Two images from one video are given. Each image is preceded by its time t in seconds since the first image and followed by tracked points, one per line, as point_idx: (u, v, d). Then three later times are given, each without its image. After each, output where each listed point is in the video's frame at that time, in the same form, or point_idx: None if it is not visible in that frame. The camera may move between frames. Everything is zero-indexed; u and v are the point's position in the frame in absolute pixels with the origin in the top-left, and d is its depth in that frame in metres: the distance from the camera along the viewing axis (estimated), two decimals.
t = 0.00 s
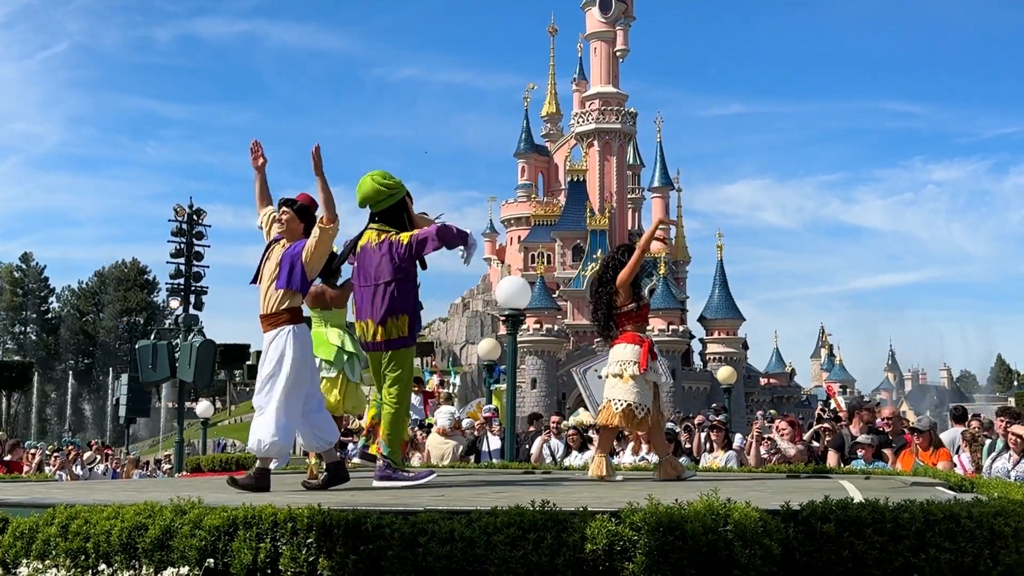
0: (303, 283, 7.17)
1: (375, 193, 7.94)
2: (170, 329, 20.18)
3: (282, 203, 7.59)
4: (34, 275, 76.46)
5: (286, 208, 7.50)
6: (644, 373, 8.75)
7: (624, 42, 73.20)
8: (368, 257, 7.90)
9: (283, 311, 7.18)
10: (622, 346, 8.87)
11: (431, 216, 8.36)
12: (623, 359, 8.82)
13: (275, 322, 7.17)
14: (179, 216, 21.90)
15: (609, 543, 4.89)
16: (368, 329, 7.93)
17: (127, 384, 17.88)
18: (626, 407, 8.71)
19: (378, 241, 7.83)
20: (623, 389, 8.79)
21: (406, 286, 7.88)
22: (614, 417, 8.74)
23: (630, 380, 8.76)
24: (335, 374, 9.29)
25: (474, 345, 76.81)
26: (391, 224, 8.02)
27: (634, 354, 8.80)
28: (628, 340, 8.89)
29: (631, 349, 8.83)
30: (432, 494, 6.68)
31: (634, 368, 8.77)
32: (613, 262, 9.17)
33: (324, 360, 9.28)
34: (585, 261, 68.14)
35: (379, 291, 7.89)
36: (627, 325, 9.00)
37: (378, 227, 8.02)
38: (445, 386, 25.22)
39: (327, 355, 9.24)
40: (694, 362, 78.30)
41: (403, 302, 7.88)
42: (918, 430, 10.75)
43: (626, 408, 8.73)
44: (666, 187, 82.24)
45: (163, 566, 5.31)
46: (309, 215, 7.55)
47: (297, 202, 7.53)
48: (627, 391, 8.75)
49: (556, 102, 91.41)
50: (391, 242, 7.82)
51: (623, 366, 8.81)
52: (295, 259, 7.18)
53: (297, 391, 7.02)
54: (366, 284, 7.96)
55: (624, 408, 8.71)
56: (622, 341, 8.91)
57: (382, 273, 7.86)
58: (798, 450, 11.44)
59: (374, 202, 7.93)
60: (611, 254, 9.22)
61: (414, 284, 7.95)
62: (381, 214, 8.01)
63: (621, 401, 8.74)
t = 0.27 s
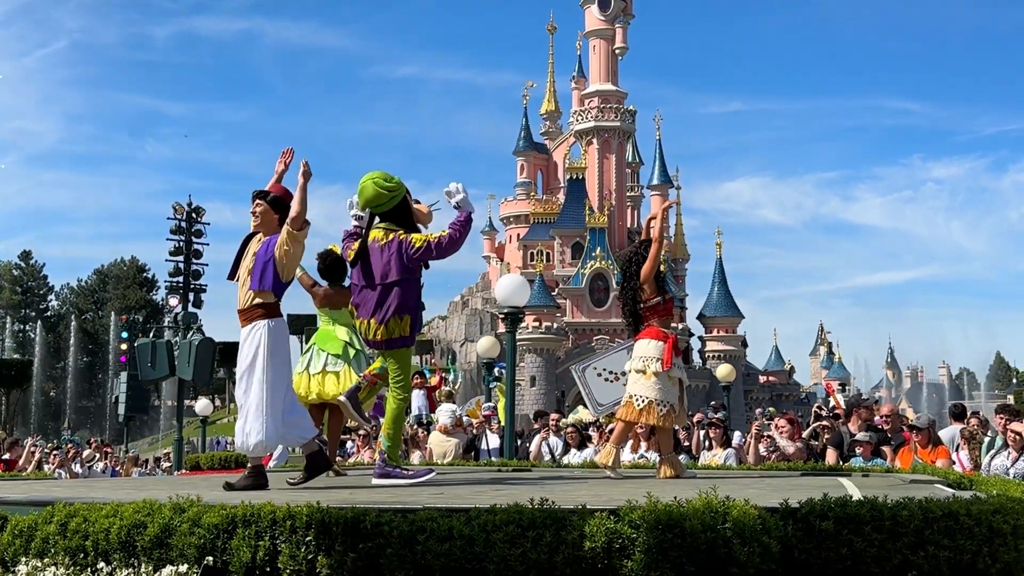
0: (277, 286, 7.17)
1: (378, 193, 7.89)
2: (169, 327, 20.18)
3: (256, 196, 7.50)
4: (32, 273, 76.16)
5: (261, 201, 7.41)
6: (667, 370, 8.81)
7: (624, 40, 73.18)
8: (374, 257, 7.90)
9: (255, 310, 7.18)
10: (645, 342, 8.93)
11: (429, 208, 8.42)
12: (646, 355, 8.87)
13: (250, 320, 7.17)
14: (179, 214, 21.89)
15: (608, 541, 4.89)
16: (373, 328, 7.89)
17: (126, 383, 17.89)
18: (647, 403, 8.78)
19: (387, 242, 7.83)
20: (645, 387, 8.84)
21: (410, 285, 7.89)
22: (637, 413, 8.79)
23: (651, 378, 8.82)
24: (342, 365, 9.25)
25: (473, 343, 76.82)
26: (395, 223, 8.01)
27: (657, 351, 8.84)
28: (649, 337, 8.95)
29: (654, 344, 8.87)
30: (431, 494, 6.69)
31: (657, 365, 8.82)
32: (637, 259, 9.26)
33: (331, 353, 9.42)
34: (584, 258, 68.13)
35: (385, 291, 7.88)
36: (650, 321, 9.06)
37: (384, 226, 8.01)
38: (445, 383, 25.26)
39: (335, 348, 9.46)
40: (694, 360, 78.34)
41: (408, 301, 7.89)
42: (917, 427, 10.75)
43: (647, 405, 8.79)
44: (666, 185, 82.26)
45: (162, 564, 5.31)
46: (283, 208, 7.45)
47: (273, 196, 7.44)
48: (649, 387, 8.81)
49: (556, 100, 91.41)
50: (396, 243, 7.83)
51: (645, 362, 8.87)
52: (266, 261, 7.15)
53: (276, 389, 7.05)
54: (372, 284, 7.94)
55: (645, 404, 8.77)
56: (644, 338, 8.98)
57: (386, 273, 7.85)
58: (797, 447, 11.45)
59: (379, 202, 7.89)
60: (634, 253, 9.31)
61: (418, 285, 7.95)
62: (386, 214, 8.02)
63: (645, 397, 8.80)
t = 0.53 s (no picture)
0: (265, 280, 7.23)
1: (382, 189, 7.90)
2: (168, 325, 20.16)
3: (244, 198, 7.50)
4: (30, 272, 76.26)
5: (248, 203, 7.41)
6: (675, 367, 8.79)
7: (623, 38, 73.15)
8: (374, 253, 7.90)
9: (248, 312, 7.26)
10: (651, 340, 8.92)
11: (428, 211, 8.42)
12: (653, 353, 8.87)
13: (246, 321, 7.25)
14: (178, 213, 21.87)
15: (606, 539, 4.89)
16: (374, 325, 7.86)
17: (126, 381, 17.87)
18: (658, 401, 8.77)
19: (388, 238, 7.83)
20: (654, 385, 8.85)
21: (409, 285, 7.91)
22: (648, 412, 8.80)
23: (658, 375, 8.82)
24: (336, 372, 9.34)
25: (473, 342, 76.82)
26: (395, 221, 8.00)
27: (664, 347, 8.80)
28: (656, 335, 8.93)
29: (661, 342, 8.84)
30: (431, 491, 6.69)
31: (665, 362, 8.80)
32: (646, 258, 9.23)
33: (325, 359, 9.45)
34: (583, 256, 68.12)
35: (385, 289, 7.88)
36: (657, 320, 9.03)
37: (383, 222, 8.01)
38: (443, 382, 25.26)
39: (328, 352, 9.44)
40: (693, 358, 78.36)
41: (407, 299, 7.88)
42: (916, 424, 10.75)
43: (657, 403, 8.79)
44: (665, 183, 82.29)
45: (161, 562, 5.31)
46: (275, 206, 7.45)
47: (262, 196, 7.43)
48: (657, 385, 8.82)
49: (555, 98, 91.38)
50: (397, 240, 7.84)
51: (654, 360, 8.86)
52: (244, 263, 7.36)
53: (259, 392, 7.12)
54: (373, 279, 7.93)
55: (657, 402, 8.76)
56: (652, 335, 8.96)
57: (387, 270, 7.86)
58: (797, 445, 11.46)
59: (381, 198, 7.90)
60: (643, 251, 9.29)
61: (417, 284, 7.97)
62: (383, 211, 8.02)
63: (655, 396, 8.80)
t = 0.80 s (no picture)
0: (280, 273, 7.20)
1: (384, 192, 7.95)
2: (168, 324, 20.14)
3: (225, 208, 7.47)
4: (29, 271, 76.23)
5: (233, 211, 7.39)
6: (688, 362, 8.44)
7: (623, 37, 73.15)
8: (372, 256, 7.92)
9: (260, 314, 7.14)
10: (660, 335, 8.54)
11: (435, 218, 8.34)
12: (664, 348, 8.49)
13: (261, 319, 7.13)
14: (177, 212, 21.88)
15: (606, 538, 4.89)
16: (372, 328, 7.86)
17: (125, 380, 17.88)
18: (673, 394, 8.39)
19: (385, 241, 7.86)
20: (666, 380, 8.46)
21: (406, 288, 7.90)
22: (661, 407, 8.40)
23: (670, 370, 8.45)
24: (327, 374, 9.52)
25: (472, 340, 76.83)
26: (394, 224, 8.02)
27: (675, 344, 8.47)
28: (666, 330, 8.56)
29: (672, 337, 8.50)
30: (430, 490, 6.68)
31: (677, 357, 8.44)
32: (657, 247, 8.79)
33: (318, 361, 9.63)
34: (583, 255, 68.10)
35: (384, 290, 7.88)
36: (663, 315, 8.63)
37: (380, 227, 8.03)
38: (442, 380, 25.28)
39: (323, 354, 9.58)
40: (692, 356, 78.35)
41: (404, 303, 7.88)
42: (915, 422, 10.75)
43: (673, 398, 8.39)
44: (664, 181, 82.29)
45: (160, 561, 5.30)
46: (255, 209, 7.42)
47: (239, 202, 7.38)
48: (669, 379, 8.43)
49: (554, 97, 91.39)
50: (395, 243, 7.87)
51: (665, 355, 8.50)
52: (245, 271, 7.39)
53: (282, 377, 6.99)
54: (370, 282, 7.93)
55: (674, 398, 8.38)
56: (660, 330, 8.57)
57: (383, 274, 7.88)
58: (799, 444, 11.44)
59: (384, 199, 7.95)
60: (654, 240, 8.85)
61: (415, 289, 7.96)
62: (383, 215, 8.04)
63: (669, 391, 8.40)
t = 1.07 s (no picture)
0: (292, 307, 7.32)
1: (388, 200, 7.99)
2: (167, 324, 20.13)
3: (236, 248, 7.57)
4: (29, 271, 76.32)
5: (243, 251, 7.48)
6: (692, 368, 8.39)
7: (622, 36, 73.14)
8: (372, 259, 7.97)
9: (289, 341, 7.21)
10: (662, 341, 8.46)
11: (445, 231, 8.34)
12: (666, 353, 8.41)
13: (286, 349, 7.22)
14: (177, 212, 21.87)
15: (605, 538, 4.89)
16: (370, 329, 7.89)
17: (125, 380, 17.87)
18: (675, 399, 8.33)
19: (384, 244, 7.89)
20: (667, 384, 8.38)
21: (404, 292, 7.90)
22: (662, 411, 8.34)
23: (672, 376, 8.38)
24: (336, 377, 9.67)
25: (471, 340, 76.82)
26: (397, 230, 8.02)
27: (680, 351, 8.41)
28: (668, 335, 8.48)
29: (675, 343, 8.43)
30: (429, 490, 6.69)
31: (681, 363, 8.37)
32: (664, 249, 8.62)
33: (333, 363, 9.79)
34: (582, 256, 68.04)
35: (381, 293, 7.89)
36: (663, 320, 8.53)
37: (384, 232, 8.05)
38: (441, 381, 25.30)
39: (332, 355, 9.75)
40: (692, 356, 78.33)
41: (402, 306, 7.88)
42: (915, 422, 10.75)
43: (676, 404, 8.32)
44: (663, 181, 82.29)
45: (160, 561, 5.30)
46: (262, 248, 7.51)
47: (248, 242, 7.47)
48: (671, 384, 8.36)
49: (553, 97, 91.40)
50: (393, 247, 7.88)
51: (666, 360, 8.42)
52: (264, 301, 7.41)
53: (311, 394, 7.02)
54: (369, 284, 7.97)
55: (678, 404, 8.30)
56: (664, 335, 8.49)
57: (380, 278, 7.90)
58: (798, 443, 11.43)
59: (387, 206, 7.99)
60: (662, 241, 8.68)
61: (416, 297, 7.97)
62: (386, 220, 8.07)
63: (671, 397, 8.33)
